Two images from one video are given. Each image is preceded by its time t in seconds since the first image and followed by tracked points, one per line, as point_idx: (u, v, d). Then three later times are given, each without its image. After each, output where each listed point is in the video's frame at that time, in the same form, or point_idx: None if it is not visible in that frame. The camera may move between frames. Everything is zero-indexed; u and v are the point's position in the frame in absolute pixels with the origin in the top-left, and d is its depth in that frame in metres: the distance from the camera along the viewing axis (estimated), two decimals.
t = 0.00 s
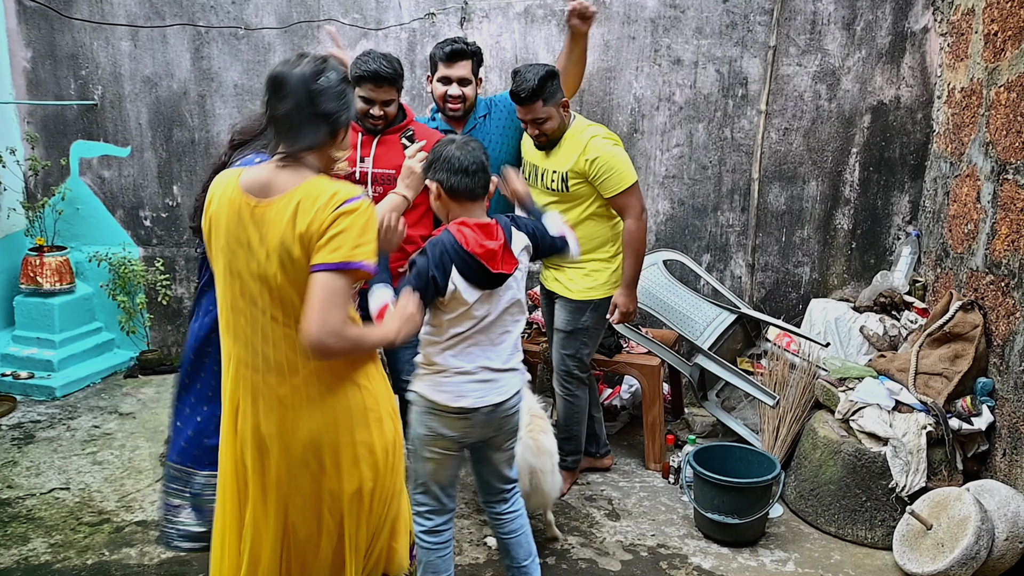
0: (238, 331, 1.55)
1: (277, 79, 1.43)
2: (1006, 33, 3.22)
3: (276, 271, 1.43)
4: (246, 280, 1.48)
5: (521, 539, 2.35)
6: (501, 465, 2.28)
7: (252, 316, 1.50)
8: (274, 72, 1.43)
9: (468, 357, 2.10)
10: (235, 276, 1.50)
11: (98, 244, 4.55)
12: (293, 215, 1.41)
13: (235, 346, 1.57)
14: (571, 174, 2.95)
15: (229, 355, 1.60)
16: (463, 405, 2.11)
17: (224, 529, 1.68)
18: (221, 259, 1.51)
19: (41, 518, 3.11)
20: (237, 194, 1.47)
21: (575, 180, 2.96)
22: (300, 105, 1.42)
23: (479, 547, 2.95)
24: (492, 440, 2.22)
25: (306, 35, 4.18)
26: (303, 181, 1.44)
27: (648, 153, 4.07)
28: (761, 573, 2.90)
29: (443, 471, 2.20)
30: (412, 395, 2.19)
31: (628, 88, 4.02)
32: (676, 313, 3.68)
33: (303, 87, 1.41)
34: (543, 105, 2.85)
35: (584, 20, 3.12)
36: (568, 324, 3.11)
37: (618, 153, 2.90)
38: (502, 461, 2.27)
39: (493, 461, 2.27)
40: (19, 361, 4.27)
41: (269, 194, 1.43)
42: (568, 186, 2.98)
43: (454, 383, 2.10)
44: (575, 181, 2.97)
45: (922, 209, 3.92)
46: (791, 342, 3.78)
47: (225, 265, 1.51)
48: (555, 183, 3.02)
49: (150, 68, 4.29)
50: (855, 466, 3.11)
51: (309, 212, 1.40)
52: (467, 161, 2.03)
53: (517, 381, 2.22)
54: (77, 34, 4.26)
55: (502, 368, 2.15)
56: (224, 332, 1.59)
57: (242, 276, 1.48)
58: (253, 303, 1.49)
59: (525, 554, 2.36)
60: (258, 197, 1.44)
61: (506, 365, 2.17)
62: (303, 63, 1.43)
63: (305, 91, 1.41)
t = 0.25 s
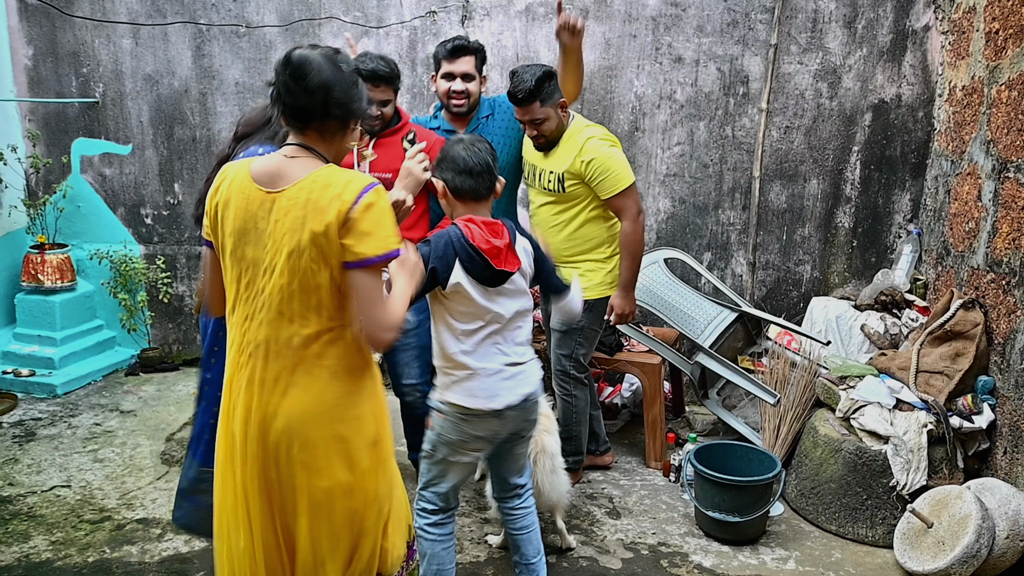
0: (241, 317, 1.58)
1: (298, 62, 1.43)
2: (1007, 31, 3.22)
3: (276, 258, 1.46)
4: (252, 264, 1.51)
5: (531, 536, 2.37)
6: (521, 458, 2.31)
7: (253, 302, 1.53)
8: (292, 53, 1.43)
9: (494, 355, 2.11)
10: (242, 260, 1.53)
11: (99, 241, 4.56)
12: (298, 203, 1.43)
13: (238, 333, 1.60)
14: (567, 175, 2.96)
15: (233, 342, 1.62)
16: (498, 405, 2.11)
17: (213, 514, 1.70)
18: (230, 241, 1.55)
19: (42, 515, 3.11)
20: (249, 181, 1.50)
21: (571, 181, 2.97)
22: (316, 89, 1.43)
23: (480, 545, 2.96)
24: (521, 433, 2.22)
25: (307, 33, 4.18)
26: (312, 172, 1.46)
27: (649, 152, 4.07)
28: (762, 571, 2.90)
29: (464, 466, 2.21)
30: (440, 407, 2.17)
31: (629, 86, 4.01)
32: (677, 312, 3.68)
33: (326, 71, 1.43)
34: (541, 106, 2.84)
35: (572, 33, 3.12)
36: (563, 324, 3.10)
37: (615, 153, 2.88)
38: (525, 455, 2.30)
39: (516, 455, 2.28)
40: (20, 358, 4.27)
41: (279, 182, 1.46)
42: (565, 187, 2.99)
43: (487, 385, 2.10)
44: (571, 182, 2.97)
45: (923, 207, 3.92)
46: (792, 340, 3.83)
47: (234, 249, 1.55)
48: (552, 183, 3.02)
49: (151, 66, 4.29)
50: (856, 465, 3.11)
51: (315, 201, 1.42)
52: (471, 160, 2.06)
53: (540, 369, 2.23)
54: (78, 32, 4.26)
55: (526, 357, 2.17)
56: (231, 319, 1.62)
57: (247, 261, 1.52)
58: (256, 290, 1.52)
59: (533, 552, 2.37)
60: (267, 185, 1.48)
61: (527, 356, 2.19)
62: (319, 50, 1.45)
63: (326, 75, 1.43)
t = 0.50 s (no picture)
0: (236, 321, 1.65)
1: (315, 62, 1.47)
2: (1009, 30, 3.22)
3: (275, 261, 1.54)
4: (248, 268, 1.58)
5: (537, 532, 2.37)
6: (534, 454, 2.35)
7: (247, 304, 1.61)
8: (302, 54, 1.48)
9: (509, 357, 2.14)
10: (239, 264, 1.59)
11: (100, 238, 4.56)
12: (302, 212, 1.52)
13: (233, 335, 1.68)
14: (563, 175, 2.96)
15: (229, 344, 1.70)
16: (515, 409, 2.14)
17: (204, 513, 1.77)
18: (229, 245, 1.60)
19: (42, 512, 3.11)
20: (251, 186, 1.56)
21: (567, 180, 2.96)
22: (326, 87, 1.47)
23: (480, 543, 2.96)
24: (534, 433, 2.29)
25: (309, 30, 4.18)
26: (316, 178, 1.53)
27: (650, 150, 4.07)
28: (762, 570, 2.90)
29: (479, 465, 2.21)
30: (453, 413, 2.17)
31: (631, 85, 4.01)
32: (678, 311, 3.68)
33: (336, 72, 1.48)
34: (537, 106, 2.84)
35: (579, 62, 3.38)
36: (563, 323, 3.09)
37: (610, 153, 2.87)
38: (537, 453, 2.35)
39: (530, 453, 2.33)
40: (20, 355, 4.27)
41: (283, 188, 1.53)
42: (561, 187, 2.99)
43: (504, 390, 2.13)
44: (567, 182, 2.97)
45: (924, 207, 3.92)
46: (792, 339, 3.83)
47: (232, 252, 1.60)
48: (549, 182, 3.02)
49: (152, 63, 4.29)
50: (856, 463, 3.11)
51: (320, 208, 1.51)
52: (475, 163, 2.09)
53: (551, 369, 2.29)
54: (79, 28, 4.26)
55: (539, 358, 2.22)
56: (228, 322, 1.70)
57: (242, 265, 1.58)
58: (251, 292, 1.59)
59: (538, 548, 2.38)
60: (270, 191, 1.54)
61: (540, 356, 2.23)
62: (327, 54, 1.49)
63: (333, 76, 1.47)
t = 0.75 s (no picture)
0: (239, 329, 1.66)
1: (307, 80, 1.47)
2: (1010, 31, 3.22)
3: (276, 272, 1.54)
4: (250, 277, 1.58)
5: (537, 532, 2.38)
6: (534, 451, 2.32)
7: (250, 314, 1.61)
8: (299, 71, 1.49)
9: (505, 347, 2.13)
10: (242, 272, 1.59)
11: (100, 236, 4.56)
12: (304, 223, 1.52)
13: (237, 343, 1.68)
14: (561, 172, 2.95)
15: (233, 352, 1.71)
16: (505, 398, 2.13)
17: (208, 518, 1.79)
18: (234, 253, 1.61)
19: (42, 508, 3.11)
20: (256, 195, 1.56)
21: (565, 178, 2.96)
22: (321, 103, 1.48)
23: (480, 541, 2.96)
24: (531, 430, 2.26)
25: (310, 28, 4.18)
26: (320, 189, 1.53)
27: (651, 149, 4.07)
28: (762, 569, 2.90)
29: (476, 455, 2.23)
30: (450, 393, 2.21)
31: (632, 83, 4.01)
32: (678, 310, 3.68)
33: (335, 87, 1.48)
34: (533, 104, 2.84)
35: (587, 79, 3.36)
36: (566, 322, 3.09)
37: (608, 151, 2.87)
38: (537, 450, 2.32)
39: (528, 451, 2.31)
40: (21, 352, 4.26)
41: (288, 199, 1.53)
42: (559, 185, 2.99)
43: (496, 377, 2.13)
44: (565, 180, 2.97)
45: (925, 206, 3.92)
46: (792, 338, 3.84)
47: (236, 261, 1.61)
48: (547, 180, 3.02)
49: (153, 61, 4.29)
50: (856, 463, 3.11)
51: (323, 219, 1.52)
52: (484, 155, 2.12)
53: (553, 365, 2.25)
54: (80, 25, 4.26)
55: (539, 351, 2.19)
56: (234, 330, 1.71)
57: (245, 274, 1.58)
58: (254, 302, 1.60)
59: (538, 548, 2.38)
60: (273, 201, 1.54)
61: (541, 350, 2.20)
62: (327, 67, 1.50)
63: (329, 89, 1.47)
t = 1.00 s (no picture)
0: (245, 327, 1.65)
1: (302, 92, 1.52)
2: (1010, 31, 3.22)
3: (286, 268, 1.54)
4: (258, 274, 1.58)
5: (537, 531, 2.37)
6: (528, 452, 2.31)
7: (257, 312, 1.61)
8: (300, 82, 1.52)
9: (497, 337, 2.15)
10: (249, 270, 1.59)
11: (100, 235, 4.55)
12: (314, 218, 1.53)
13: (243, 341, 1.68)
14: (557, 171, 2.95)
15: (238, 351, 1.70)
16: (483, 382, 2.17)
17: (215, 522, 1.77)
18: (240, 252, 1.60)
19: (42, 508, 3.10)
20: (262, 194, 1.57)
21: (562, 176, 2.95)
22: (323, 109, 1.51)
23: (480, 540, 2.96)
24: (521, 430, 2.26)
25: (310, 28, 4.17)
26: (327, 186, 1.55)
27: (651, 149, 4.07)
28: (762, 568, 2.90)
29: (465, 449, 2.28)
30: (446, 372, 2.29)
31: (632, 83, 4.01)
32: (678, 309, 3.68)
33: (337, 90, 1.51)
34: (528, 104, 2.83)
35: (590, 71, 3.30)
36: (567, 323, 3.09)
37: (604, 148, 2.87)
38: (531, 450, 2.31)
39: (522, 451, 2.30)
40: (20, 352, 4.26)
41: (296, 195, 1.54)
42: (556, 183, 2.98)
43: (480, 362, 2.17)
44: (562, 178, 2.96)
45: (925, 206, 3.92)
46: (792, 338, 3.84)
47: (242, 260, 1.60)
48: (544, 179, 3.02)
49: (153, 60, 4.28)
50: (856, 463, 3.12)
51: (332, 214, 1.53)
52: (487, 153, 2.11)
53: (548, 369, 2.24)
54: (80, 25, 4.26)
55: (533, 351, 2.19)
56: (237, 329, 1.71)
57: (253, 272, 1.58)
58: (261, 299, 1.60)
59: (538, 548, 2.38)
60: (281, 199, 1.54)
61: (536, 349, 2.20)
62: (329, 70, 1.52)
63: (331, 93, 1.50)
